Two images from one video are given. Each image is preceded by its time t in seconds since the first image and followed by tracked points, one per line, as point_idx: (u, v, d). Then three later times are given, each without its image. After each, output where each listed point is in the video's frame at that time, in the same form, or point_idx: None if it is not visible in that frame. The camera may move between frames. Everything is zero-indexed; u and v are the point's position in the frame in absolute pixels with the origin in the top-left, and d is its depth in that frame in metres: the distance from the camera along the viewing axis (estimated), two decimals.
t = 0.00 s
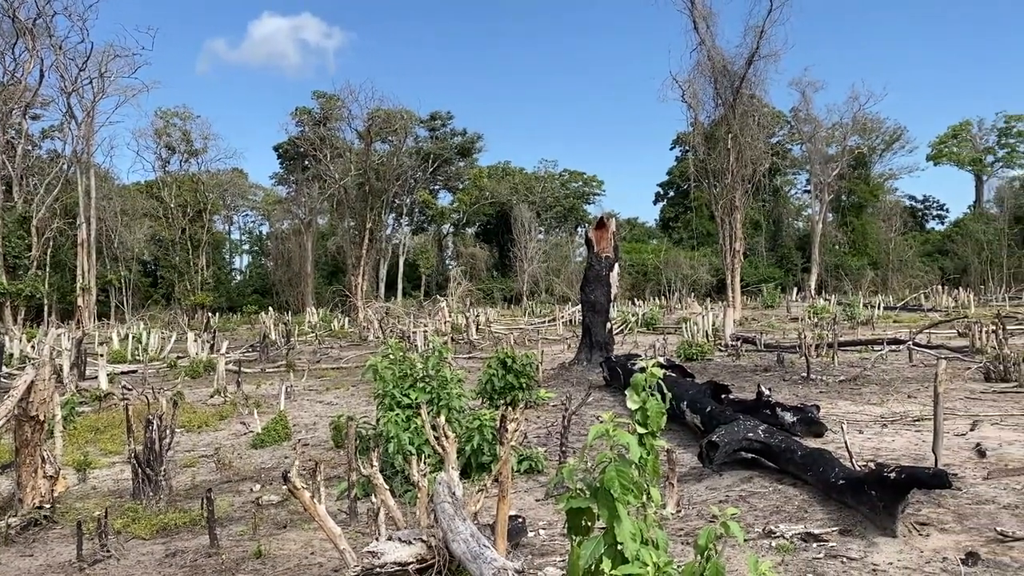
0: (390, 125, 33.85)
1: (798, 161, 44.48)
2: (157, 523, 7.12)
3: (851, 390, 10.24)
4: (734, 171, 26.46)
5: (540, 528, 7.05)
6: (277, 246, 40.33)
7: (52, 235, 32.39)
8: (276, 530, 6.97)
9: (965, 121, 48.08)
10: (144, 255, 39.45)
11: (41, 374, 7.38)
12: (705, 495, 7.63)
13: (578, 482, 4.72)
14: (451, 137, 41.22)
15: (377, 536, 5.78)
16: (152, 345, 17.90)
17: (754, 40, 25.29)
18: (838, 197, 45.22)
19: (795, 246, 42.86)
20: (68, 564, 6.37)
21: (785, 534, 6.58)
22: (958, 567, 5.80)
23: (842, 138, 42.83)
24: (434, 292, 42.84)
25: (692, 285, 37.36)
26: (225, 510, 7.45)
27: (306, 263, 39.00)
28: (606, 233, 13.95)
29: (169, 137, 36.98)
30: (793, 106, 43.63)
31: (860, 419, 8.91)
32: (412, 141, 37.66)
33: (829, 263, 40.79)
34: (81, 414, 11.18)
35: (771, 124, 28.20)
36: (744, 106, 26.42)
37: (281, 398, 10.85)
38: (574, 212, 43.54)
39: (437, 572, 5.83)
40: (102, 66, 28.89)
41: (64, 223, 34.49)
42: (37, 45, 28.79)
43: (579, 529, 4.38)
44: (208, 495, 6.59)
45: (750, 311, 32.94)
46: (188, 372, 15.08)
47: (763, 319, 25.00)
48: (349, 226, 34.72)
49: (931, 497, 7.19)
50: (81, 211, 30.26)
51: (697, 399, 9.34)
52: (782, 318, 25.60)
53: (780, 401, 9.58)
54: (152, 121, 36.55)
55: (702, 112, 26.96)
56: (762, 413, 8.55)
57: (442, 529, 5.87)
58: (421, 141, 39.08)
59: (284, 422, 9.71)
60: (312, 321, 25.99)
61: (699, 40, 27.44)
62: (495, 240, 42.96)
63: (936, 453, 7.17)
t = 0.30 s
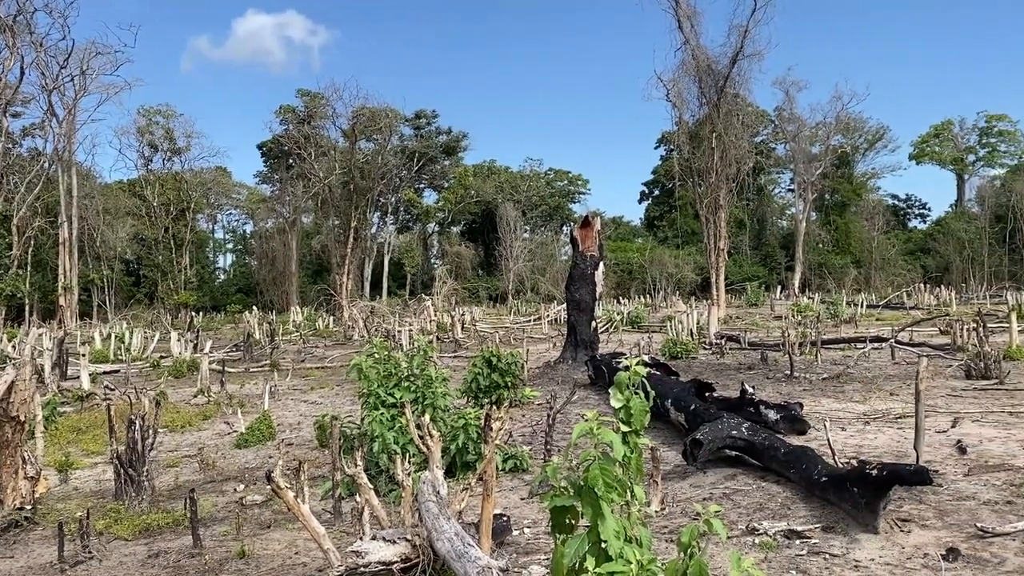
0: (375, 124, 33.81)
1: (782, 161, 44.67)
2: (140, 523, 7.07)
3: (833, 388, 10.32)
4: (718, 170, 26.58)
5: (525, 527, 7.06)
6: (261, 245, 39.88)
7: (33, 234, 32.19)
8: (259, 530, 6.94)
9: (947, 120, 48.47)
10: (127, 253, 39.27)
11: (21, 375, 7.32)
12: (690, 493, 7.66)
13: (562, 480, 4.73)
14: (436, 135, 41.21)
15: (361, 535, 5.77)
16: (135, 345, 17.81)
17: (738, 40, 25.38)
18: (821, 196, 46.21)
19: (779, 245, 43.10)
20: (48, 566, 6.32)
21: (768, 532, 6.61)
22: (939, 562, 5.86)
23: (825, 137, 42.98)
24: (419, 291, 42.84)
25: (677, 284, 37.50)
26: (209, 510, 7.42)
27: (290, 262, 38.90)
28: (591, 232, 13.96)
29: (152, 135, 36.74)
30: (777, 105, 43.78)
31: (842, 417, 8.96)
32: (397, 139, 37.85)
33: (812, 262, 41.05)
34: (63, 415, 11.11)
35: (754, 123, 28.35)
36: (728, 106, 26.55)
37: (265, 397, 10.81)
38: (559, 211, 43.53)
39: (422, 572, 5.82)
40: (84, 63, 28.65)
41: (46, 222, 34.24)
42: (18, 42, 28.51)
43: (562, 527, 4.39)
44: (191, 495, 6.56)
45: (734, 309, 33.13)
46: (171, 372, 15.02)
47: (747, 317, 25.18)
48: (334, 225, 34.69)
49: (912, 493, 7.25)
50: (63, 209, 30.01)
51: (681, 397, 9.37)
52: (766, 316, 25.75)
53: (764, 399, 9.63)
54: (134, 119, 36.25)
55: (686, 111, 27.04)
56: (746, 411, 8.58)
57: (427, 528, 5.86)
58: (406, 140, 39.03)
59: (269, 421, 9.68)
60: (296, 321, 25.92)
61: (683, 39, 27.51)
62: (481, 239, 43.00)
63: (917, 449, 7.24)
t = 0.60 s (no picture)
0: (361, 121, 33.29)
1: (766, 160, 44.76)
2: (122, 523, 7.02)
3: (816, 385, 10.38)
4: (703, 169, 26.70)
5: (510, 524, 7.07)
6: (245, 242, 39.62)
7: (13, 231, 31.87)
8: (243, 529, 6.92)
9: (929, 119, 48.83)
10: (109, 251, 38.99)
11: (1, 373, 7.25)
12: (673, 490, 7.70)
13: (546, 477, 4.74)
14: (421, 133, 41.13)
15: (345, 534, 5.76)
16: (117, 343, 17.71)
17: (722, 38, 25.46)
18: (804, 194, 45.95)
19: (763, 243, 43.33)
20: (29, 566, 6.27)
21: (751, 528, 6.65)
22: (920, 557, 5.91)
23: (808, 136, 43.18)
24: (404, 289, 42.78)
25: (662, 282, 37.64)
26: (191, 509, 7.38)
27: (274, 260, 38.75)
28: (576, 230, 13.99)
29: (134, 132, 36.44)
30: (761, 104, 43.89)
31: (825, 414, 9.02)
32: (382, 137, 37.53)
33: (796, 260, 41.29)
34: (44, 413, 11.02)
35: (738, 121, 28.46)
36: (713, 105, 26.66)
37: (249, 396, 10.76)
38: (545, 209, 43.52)
39: (406, 570, 5.82)
40: (65, 58, 28.34)
41: (26, 219, 33.91)
42: None
43: (546, 524, 4.40)
44: (174, 493, 6.52)
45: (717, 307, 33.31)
46: (154, 370, 14.94)
47: (730, 315, 25.34)
48: (318, 222, 34.52)
49: (894, 489, 7.30)
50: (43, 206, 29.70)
51: (665, 395, 9.41)
52: (750, 314, 25.88)
53: (747, 396, 9.67)
54: (115, 115, 35.90)
55: (671, 109, 27.10)
56: (729, 408, 8.62)
57: (411, 526, 5.86)
58: (391, 137, 38.88)
59: (252, 420, 9.63)
60: (280, 319, 25.81)
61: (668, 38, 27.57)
62: (466, 237, 42.97)
63: (899, 446, 7.29)
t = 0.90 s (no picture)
0: (344, 117, 33.36)
1: (749, 158, 45.03)
2: (102, 521, 6.98)
3: (798, 382, 10.45)
4: (686, 167, 26.80)
5: (493, 521, 7.08)
6: (227, 239, 39.37)
7: None
8: (225, 527, 6.88)
9: (910, 118, 49.23)
10: (89, 248, 38.68)
11: None
12: (656, 486, 7.73)
13: (528, 474, 4.74)
14: (405, 130, 41.03)
15: (327, 532, 5.74)
16: (98, 340, 17.58)
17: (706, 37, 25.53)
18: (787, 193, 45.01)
19: (745, 241, 43.56)
20: (8, 565, 6.22)
21: (733, 524, 6.69)
22: (899, 552, 5.97)
23: (791, 135, 43.44)
24: (388, 286, 42.71)
25: (645, 280, 37.77)
26: (173, 507, 7.33)
27: (257, 257, 38.54)
28: (560, 227, 14.00)
29: (115, 127, 36.13)
30: (744, 102, 44.04)
31: (806, 410, 9.09)
32: (365, 133, 37.40)
33: (778, 258, 41.52)
34: (23, 411, 10.93)
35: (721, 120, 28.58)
36: (696, 103, 26.71)
37: (231, 394, 10.70)
38: (529, 207, 43.50)
39: (389, 568, 5.80)
40: (44, 53, 28.06)
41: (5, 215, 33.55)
42: None
43: (529, 521, 4.40)
44: (154, 491, 6.47)
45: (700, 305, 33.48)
46: (136, 368, 14.85)
47: (713, 313, 25.50)
48: (300, 219, 34.33)
49: (874, 485, 7.38)
50: (23, 202, 29.40)
51: (648, 392, 9.44)
52: (732, 311, 26.02)
53: (730, 393, 9.73)
54: (96, 111, 35.57)
55: (655, 107, 27.15)
56: (711, 405, 8.66)
57: (394, 523, 5.86)
58: (374, 134, 38.75)
59: (234, 417, 9.58)
60: (263, 316, 25.69)
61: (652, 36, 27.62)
62: (450, 234, 42.93)
63: (879, 443, 7.35)
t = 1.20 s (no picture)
0: (326, 113, 33.27)
1: (729, 156, 45.12)
2: (80, 519, 6.92)
3: (778, 378, 10.53)
4: (668, 165, 26.91)
5: (475, 518, 7.08)
6: (208, 235, 39.15)
7: None
8: (204, 524, 6.85)
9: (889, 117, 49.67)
10: (68, 244, 38.33)
11: None
12: (637, 482, 7.77)
13: (509, 470, 4.73)
14: (387, 126, 40.92)
15: (308, 529, 5.72)
16: (76, 337, 17.45)
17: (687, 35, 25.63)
18: (767, 190, 46.45)
19: (726, 239, 43.80)
20: None
21: (713, 520, 6.74)
22: (878, 547, 6.03)
23: (772, 133, 43.66)
24: (370, 283, 42.63)
25: (627, 277, 37.93)
26: (152, 505, 7.29)
27: (238, 253, 38.37)
28: (543, 224, 14.03)
29: (94, 122, 35.78)
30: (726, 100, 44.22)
31: (786, 407, 9.15)
32: (348, 130, 37.28)
33: (759, 255, 41.76)
34: None
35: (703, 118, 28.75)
36: (678, 101, 26.83)
37: (211, 390, 10.65)
38: (512, 204, 43.56)
39: (370, 566, 5.80)
40: (21, 46, 27.70)
41: None
42: None
43: (511, 517, 4.40)
44: (133, 489, 6.42)
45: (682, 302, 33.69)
46: (115, 365, 14.75)
47: (695, 310, 25.62)
48: (282, 215, 34.14)
49: (853, 480, 7.45)
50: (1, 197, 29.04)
51: (630, 388, 9.48)
52: (713, 308, 26.18)
53: (710, 389, 9.79)
54: (75, 106, 35.19)
55: (637, 105, 27.20)
56: (692, 402, 8.70)
57: (375, 520, 5.85)
58: (357, 130, 38.66)
59: (214, 414, 9.52)
60: (244, 313, 25.58)
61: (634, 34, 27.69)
62: (433, 231, 42.87)
63: (858, 439, 7.42)
